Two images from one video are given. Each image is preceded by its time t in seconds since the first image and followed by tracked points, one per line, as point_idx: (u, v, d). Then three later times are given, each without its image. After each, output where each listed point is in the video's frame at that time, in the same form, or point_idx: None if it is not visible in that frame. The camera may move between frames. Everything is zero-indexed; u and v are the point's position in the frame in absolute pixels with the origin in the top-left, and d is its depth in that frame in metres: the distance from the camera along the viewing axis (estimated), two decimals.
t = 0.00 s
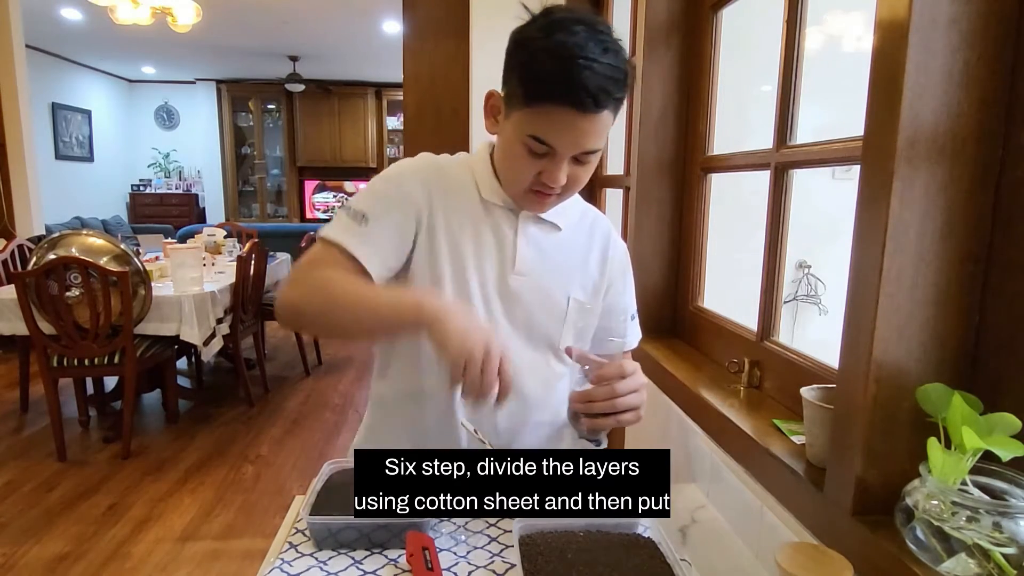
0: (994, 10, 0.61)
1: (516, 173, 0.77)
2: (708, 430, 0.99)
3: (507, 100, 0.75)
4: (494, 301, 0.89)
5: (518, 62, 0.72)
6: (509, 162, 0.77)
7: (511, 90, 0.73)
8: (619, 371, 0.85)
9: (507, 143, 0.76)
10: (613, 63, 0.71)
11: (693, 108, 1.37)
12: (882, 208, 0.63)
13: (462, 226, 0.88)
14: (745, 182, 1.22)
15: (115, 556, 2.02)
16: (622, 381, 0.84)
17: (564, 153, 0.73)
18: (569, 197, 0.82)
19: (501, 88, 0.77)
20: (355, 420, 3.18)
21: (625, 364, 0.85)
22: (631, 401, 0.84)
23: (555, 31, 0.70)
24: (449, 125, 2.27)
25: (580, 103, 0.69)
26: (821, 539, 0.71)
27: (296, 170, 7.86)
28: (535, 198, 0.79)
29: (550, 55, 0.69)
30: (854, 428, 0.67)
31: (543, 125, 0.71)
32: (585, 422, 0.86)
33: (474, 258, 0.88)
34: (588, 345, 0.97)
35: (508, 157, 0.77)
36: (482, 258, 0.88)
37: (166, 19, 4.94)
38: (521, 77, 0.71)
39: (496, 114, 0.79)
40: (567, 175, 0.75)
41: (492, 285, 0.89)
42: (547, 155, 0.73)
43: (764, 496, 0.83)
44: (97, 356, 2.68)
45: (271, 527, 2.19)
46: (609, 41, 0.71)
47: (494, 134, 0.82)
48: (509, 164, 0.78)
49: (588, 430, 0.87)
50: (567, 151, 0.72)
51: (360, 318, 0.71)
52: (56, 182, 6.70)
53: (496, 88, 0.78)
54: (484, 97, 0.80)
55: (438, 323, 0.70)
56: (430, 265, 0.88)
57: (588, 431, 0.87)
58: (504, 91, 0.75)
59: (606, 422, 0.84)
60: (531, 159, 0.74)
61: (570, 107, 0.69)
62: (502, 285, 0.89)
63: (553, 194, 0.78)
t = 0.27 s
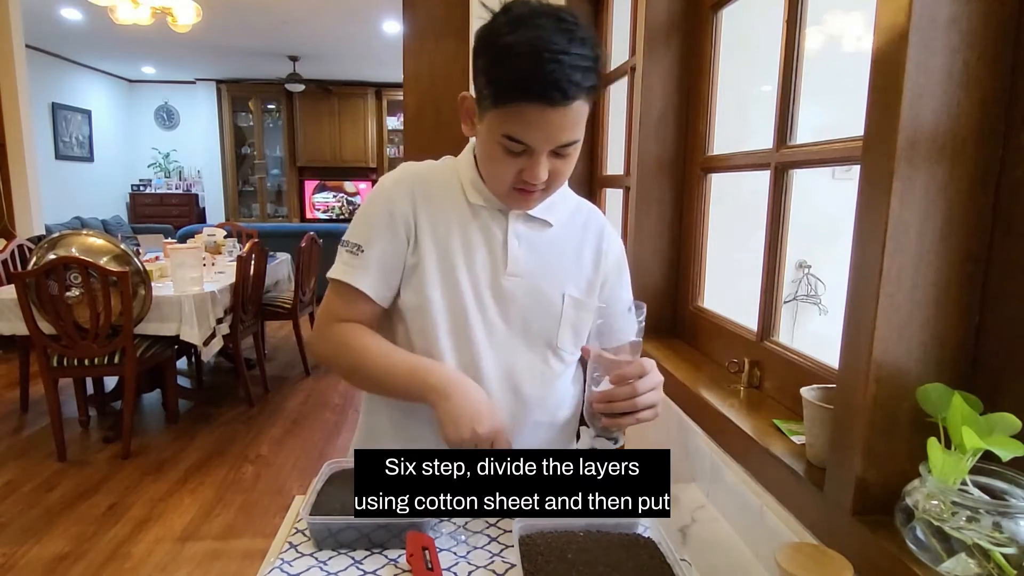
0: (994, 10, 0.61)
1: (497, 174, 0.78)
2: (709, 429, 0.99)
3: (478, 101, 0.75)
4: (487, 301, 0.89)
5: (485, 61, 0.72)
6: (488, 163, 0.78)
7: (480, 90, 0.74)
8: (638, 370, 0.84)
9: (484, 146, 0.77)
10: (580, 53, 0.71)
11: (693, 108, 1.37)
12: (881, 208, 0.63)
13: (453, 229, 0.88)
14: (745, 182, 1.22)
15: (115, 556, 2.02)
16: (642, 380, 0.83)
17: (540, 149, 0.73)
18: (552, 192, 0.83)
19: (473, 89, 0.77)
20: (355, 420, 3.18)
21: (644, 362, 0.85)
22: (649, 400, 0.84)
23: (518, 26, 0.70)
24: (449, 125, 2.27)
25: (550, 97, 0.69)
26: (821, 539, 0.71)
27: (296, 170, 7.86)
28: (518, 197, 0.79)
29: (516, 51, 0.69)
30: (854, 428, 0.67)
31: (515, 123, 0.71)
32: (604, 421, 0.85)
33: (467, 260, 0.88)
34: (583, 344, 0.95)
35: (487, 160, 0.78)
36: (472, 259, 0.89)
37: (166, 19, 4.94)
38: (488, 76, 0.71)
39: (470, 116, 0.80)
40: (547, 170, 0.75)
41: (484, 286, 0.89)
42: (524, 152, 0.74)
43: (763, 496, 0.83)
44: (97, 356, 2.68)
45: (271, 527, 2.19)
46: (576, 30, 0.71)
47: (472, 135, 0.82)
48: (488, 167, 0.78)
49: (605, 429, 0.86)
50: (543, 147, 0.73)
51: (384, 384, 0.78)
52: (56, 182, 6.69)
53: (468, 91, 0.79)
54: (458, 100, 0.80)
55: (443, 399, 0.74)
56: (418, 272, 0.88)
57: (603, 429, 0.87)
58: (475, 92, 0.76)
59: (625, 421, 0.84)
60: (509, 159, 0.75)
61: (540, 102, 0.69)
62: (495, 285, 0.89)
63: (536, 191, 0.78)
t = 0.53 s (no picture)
0: (994, 10, 0.61)
1: (499, 175, 0.78)
2: (708, 430, 1.00)
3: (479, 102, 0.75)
4: (486, 301, 0.89)
5: (487, 62, 0.72)
6: (490, 163, 0.78)
7: (482, 91, 0.74)
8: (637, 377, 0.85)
9: (486, 146, 0.77)
10: (579, 53, 0.71)
11: (693, 108, 1.37)
12: (881, 208, 0.63)
13: (452, 228, 0.88)
14: (745, 182, 1.22)
15: (115, 556, 2.02)
16: (642, 388, 0.84)
17: (543, 150, 0.73)
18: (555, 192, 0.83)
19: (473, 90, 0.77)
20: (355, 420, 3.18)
21: (644, 370, 0.85)
22: (649, 407, 0.84)
23: (518, 27, 0.70)
24: (448, 124, 2.27)
25: (552, 97, 0.69)
26: (821, 539, 0.71)
27: (296, 170, 7.86)
28: (520, 197, 0.79)
29: (517, 52, 0.69)
30: (854, 428, 0.67)
31: (517, 124, 0.71)
32: (604, 428, 0.85)
33: (466, 259, 0.88)
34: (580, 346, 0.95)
35: (488, 160, 0.78)
36: (471, 258, 0.89)
37: (166, 19, 4.94)
38: (490, 77, 0.72)
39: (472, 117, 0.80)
40: (549, 170, 0.75)
41: (483, 286, 0.89)
42: (527, 153, 0.74)
43: (764, 496, 0.83)
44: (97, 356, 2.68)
45: (271, 527, 2.18)
46: (576, 30, 0.71)
47: (473, 136, 0.82)
48: (490, 167, 0.78)
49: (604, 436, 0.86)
50: (545, 148, 0.72)
51: (379, 376, 0.79)
52: (56, 183, 6.69)
53: (469, 92, 0.79)
54: (459, 101, 0.80)
55: (441, 380, 0.74)
56: (415, 272, 0.88)
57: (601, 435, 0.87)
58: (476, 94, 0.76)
59: (624, 428, 0.84)
60: (511, 159, 0.75)
61: (542, 103, 0.69)
62: (494, 286, 0.89)
63: (538, 191, 0.78)
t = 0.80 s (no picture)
0: (994, 9, 0.61)
1: (508, 173, 0.77)
2: (708, 429, 1.00)
3: (491, 100, 0.75)
4: (489, 301, 0.89)
5: (499, 60, 0.73)
6: (500, 160, 0.77)
7: (495, 87, 0.73)
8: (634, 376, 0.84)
9: (496, 143, 0.76)
10: (590, 51, 0.71)
11: (693, 108, 1.36)
12: (882, 207, 0.63)
13: (455, 228, 0.88)
14: (745, 181, 1.22)
15: (115, 556, 2.02)
16: (640, 387, 0.83)
17: (554, 147, 0.73)
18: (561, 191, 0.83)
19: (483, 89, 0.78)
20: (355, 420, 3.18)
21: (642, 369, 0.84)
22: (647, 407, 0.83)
23: (531, 25, 0.71)
24: (448, 124, 2.27)
25: (567, 94, 0.70)
26: (821, 539, 0.71)
27: (296, 170, 7.86)
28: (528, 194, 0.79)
29: (530, 50, 0.70)
30: (855, 428, 0.67)
31: (530, 120, 0.71)
32: (602, 428, 0.83)
33: (468, 258, 0.88)
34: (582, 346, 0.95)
35: (498, 156, 0.77)
36: (473, 258, 0.89)
37: (166, 19, 4.94)
38: (504, 73, 0.72)
39: (481, 114, 0.80)
40: (559, 167, 0.75)
41: (485, 286, 0.89)
42: (539, 150, 0.74)
43: (764, 496, 0.83)
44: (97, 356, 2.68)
45: (272, 527, 2.19)
46: (588, 30, 0.72)
47: (480, 134, 0.82)
48: (499, 163, 0.78)
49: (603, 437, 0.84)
50: (557, 145, 0.72)
51: (376, 379, 0.78)
52: (56, 183, 6.70)
53: (479, 89, 0.79)
54: (468, 99, 0.80)
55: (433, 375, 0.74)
56: (417, 270, 0.88)
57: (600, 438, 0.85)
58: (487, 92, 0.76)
59: (623, 428, 0.82)
60: (522, 155, 0.74)
61: (557, 99, 0.70)
62: (497, 286, 0.89)
63: (547, 188, 0.78)
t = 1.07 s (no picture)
0: (994, 9, 0.61)
1: (513, 171, 0.77)
2: (708, 429, 1.00)
3: (496, 97, 0.75)
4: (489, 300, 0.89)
5: (505, 58, 0.73)
6: (503, 158, 0.77)
7: (501, 83, 0.74)
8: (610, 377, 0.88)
9: (500, 139, 0.76)
10: (595, 50, 0.72)
11: (693, 108, 1.37)
12: (882, 207, 0.63)
13: (455, 229, 0.88)
14: (745, 181, 1.22)
15: (115, 556, 2.02)
16: (616, 387, 0.87)
17: (561, 143, 0.73)
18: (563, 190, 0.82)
19: (487, 86, 0.78)
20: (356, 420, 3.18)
21: (618, 369, 0.88)
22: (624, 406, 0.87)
23: (538, 24, 0.72)
24: (448, 125, 2.27)
25: (575, 90, 0.70)
26: (821, 539, 0.71)
27: (296, 170, 7.86)
28: (532, 192, 0.79)
29: (538, 46, 0.71)
30: (854, 428, 0.67)
31: (538, 115, 0.71)
32: (581, 427, 0.88)
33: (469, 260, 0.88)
34: (583, 348, 0.96)
35: (502, 153, 0.77)
36: (475, 258, 0.89)
37: (166, 19, 4.94)
38: (510, 69, 0.72)
39: (484, 112, 0.79)
40: (565, 165, 0.75)
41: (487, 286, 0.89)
42: (544, 147, 0.74)
43: (764, 496, 0.83)
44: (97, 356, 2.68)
45: (272, 527, 2.19)
46: (592, 29, 0.74)
47: (481, 133, 0.82)
48: (503, 160, 0.77)
49: (583, 435, 0.89)
50: (564, 141, 0.73)
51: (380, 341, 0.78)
52: (56, 183, 6.69)
53: (482, 87, 0.79)
54: (471, 96, 0.80)
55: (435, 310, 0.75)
56: (417, 275, 0.88)
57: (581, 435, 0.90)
58: (492, 89, 0.76)
59: (600, 427, 0.87)
60: (528, 152, 0.74)
61: (565, 94, 0.70)
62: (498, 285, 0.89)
63: (551, 186, 0.78)
